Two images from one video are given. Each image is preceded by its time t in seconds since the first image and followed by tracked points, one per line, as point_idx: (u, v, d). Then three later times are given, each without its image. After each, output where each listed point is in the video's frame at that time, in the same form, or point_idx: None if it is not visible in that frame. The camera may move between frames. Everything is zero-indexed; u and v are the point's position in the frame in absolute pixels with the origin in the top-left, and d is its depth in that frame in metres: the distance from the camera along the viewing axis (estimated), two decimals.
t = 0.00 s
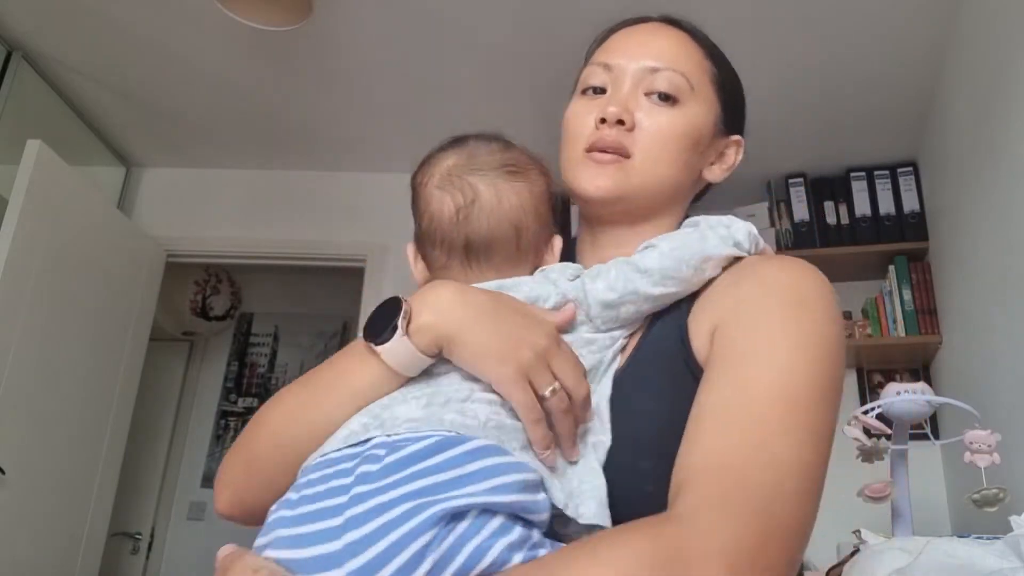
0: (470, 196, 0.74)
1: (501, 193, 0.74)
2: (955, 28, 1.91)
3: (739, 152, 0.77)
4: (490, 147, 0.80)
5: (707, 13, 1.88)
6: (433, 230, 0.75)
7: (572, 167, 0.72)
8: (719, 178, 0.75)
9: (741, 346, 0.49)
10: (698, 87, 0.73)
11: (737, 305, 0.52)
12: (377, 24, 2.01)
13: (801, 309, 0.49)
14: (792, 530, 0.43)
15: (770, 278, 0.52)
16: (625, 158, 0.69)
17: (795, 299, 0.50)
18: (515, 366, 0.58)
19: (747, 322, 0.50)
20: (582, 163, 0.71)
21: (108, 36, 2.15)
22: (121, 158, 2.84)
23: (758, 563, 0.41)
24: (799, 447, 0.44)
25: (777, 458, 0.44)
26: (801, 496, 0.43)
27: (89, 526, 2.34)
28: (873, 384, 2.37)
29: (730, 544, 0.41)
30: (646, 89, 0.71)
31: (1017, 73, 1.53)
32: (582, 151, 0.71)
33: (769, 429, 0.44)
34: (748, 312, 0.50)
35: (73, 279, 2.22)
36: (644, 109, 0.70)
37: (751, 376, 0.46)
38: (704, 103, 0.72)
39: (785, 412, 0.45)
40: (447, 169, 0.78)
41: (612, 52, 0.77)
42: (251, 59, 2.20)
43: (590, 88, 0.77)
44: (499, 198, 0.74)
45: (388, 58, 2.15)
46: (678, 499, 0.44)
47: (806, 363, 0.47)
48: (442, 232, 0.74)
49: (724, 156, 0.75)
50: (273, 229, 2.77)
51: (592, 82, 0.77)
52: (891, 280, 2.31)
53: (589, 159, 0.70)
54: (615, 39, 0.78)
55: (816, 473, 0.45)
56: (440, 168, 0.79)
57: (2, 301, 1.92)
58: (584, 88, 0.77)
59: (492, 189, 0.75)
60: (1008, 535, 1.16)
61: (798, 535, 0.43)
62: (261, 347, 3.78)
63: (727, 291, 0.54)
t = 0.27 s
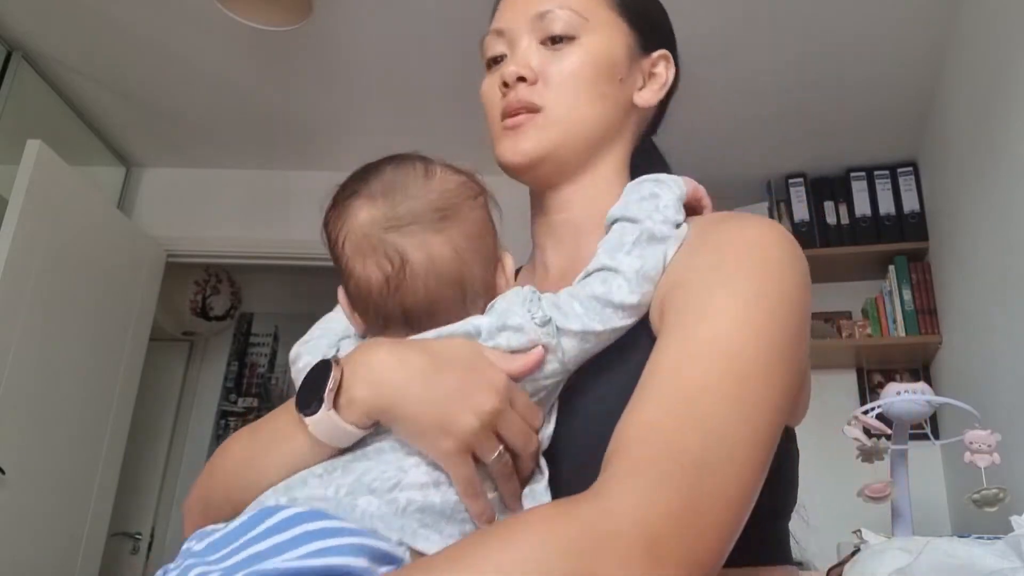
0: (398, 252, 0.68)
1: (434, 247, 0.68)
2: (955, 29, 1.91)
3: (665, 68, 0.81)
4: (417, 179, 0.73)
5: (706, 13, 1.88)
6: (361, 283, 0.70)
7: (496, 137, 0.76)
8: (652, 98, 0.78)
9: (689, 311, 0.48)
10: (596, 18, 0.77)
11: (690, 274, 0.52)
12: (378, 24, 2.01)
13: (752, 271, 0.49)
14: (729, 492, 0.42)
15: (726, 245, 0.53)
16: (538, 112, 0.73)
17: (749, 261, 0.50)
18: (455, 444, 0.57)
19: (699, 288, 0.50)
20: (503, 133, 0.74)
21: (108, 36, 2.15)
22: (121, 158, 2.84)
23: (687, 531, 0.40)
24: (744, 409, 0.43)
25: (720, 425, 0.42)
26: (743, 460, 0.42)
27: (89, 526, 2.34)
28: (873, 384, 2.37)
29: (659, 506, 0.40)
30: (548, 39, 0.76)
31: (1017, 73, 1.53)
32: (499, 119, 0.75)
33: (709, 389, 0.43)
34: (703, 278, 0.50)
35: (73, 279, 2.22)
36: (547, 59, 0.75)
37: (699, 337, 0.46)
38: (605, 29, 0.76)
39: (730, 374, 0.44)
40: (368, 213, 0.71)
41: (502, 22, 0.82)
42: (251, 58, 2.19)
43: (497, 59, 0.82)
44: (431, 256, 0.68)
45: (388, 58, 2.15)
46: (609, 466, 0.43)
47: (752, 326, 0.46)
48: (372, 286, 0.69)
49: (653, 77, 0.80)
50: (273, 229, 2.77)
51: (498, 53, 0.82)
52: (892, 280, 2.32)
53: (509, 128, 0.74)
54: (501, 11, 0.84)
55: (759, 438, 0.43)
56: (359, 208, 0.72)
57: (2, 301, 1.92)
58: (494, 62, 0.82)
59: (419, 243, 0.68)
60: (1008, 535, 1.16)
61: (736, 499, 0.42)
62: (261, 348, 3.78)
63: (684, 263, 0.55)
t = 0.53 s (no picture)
0: (363, 333, 0.59)
1: (403, 329, 0.58)
2: (956, 29, 1.91)
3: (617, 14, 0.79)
4: (398, 242, 0.62)
5: (707, 13, 1.87)
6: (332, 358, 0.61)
7: (466, 148, 0.74)
8: (608, 55, 0.77)
9: (718, 331, 0.48)
10: None
11: (706, 282, 0.52)
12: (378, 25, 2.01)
13: (774, 276, 0.49)
14: (803, 513, 0.43)
15: (733, 244, 0.52)
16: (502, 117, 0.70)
17: (767, 264, 0.50)
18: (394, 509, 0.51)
19: (721, 302, 0.49)
20: (473, 145, 0.72)
21: (108, 36, 2.15)
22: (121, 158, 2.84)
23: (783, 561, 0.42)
24: (795, 430, 0.44)
25: (784, 452, 0.43)
26: (806, 480, 0.44)
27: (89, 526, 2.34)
28: (874, 384, 2.37)
29: (755, 545, 0.41)
30: (489, 28, 0.71)
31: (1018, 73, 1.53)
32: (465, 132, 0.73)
33: (765, 418, 0.44)
34: (723, 289, 0.50)
35: (73, 279, 2.22)
36: (494, 57, 0.71)
37: (738, 363, 0.46)
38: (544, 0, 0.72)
39: (780, 399, 0.44)
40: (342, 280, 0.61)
41: (430, 18, 0.76)
42: (251, 59, 2.20)
43: (437, 63, 0.77)
44: (394, 345, 0.58)
45: (388, 59, 2.16)
46: (683, 505, 0.44)
47: (786, 341, 0.46)
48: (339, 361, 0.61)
49: (604, 27, 0.78)
50: (273, 229, 2.77)
51: (434, 56, 0.77)
52: (892, 280, 2.32)
53: (477, 143, 0.72)
54: None
55: (816, 453, 0.45)
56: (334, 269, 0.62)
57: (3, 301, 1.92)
58: (433, 66, 0.78)
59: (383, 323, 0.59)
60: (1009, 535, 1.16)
61: (809, 515, 0.44)
62: (261, 348, 3.80)
63: (693, 264, 0.54)
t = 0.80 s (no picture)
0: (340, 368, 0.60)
1: (364, 402, 0.57)
2: (956, 29, 1.91)
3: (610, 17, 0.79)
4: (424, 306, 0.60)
5: (707, 13, 1.88)
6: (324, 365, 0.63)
7: (465, 145, 0.71)
8: (605, 55, 0.77)
9: (674, 323, 0.48)
10: None
11: (672, 275, 0.51)
12: (378, 25, 2.01)
13: (738, 271, 0.48)
14: (728, 519, 0.42)
15: (706, 237, 0.51)
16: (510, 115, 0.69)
17: (733, 259, 0.49)
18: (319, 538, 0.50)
19: (680, 296, 0.49)
20: (474, 141, 0.70)
21: (107, 36, 2.15)
22: (121, 158, 2.84)
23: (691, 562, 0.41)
24: (733, 429, 0.43)
25: (713, 451, 0.42)
26: (734, 493, 0.43)
27: (89, 526, 2.34)
28: (874, 385, 2.37)
29: (661, 541, 0.40)
30: (498, 21, 0.70)
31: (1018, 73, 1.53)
32: (466, 126, 0.70)
33: (697, 414, 0.43)
34: (685, 282, 0.49)
35: (73, 279, 2.22)
36: (503, 52, 0.69)
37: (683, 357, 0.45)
38: None
39: (720, 404, 0.43)
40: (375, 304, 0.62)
41: (425, 3, 0.73)
42: (251, 58, 2.19)
43: (427, 50, 0.74)
44: (348, 400, 0.59)
45: (388, 59, 2.16)
46: (614, 495, 0.43)
47: (740, 338, 0.45)
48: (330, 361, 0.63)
49: (599, 27, 0.78)
50: (273, 230, 2.77)
51: (426, 43, 0.74)
52: (891, 280, 2.32)
53: (484, 138, 0.70)
54: None
55: (751, 456, 0.44)
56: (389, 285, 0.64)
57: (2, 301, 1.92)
58: (421, 51, 0.75)
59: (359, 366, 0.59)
60: (1009, 535, 1.16)
61: (731, 521, 0.43)
62: (261, 348, 3.79)
63: (664, 256, 0.54)
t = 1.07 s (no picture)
0: (426, 410, 0.61)
1: (433, 452, 0.57)
2: (956, 28, 1.91)
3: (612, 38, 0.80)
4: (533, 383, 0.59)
5: (707, 13, 1.87)
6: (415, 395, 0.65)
7: (480, 178, 0.72)
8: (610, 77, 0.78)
9: (691, 346, 0.52)
10: (553, 16, 0.70)
11: (687, 301, 0.55)
12: (378, 24, 2.01)
13: (749, 298, 0.53)
14: (753, 525, 0.46)
15: (718, 267, 0.56)
16: (525, 149, 0.69)
17: (744, 287, 0.53)
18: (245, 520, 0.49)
19: (697, 321, 0.53)
20: (492, 174, 0.70)
21: (107, 36, 2.15)
22: (121, 159, 2.84)
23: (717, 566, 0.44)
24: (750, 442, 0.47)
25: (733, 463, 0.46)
26: (758, 496, 0.47)
27: (89, 526, 2.34)
28: (874, 385, 2.37)
29: (691, 547, 0.44)
30: (515, 52, 0.68)
31: (1018, 73, 1.53)
32: (482, 161, 0.70)
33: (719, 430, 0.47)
34: (700, 308, 0.54)
35: (73, 279, 2.22)
36: (517, 85, 0.69)
37: (703, 376, 0.49)
38: (566, 28, 0.71)
39: (740, 416, 0.48)
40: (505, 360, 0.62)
41: (436, 33, 0.71)
42: (250, 58, 2.19)
43: (438, 81, 0.73)
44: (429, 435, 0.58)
45: (388, 58, 2.15)
46: (651, 507, 0.46)
47: (754, 359, 0.50)
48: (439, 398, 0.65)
49: (605, 47, 0.79)
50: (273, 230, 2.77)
51: (436, 75, 0.73)
52: (891, 280, 2.32)
53: (501, 172, 0.70)
54: (424, 12, 0.72)
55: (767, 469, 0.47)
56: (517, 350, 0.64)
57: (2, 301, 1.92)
58: (431, 82, 0.74)
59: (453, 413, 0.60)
60: (1010, 535, 1.16)
61: (753, 529, 0.46)
62: (261, 347, 3.79)
63: (677, 283, 0.58)
